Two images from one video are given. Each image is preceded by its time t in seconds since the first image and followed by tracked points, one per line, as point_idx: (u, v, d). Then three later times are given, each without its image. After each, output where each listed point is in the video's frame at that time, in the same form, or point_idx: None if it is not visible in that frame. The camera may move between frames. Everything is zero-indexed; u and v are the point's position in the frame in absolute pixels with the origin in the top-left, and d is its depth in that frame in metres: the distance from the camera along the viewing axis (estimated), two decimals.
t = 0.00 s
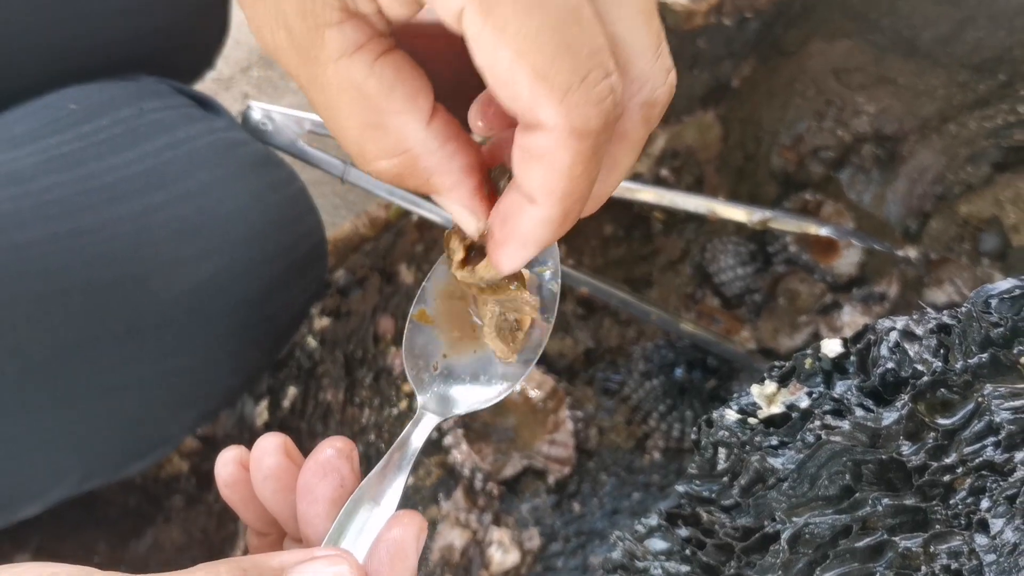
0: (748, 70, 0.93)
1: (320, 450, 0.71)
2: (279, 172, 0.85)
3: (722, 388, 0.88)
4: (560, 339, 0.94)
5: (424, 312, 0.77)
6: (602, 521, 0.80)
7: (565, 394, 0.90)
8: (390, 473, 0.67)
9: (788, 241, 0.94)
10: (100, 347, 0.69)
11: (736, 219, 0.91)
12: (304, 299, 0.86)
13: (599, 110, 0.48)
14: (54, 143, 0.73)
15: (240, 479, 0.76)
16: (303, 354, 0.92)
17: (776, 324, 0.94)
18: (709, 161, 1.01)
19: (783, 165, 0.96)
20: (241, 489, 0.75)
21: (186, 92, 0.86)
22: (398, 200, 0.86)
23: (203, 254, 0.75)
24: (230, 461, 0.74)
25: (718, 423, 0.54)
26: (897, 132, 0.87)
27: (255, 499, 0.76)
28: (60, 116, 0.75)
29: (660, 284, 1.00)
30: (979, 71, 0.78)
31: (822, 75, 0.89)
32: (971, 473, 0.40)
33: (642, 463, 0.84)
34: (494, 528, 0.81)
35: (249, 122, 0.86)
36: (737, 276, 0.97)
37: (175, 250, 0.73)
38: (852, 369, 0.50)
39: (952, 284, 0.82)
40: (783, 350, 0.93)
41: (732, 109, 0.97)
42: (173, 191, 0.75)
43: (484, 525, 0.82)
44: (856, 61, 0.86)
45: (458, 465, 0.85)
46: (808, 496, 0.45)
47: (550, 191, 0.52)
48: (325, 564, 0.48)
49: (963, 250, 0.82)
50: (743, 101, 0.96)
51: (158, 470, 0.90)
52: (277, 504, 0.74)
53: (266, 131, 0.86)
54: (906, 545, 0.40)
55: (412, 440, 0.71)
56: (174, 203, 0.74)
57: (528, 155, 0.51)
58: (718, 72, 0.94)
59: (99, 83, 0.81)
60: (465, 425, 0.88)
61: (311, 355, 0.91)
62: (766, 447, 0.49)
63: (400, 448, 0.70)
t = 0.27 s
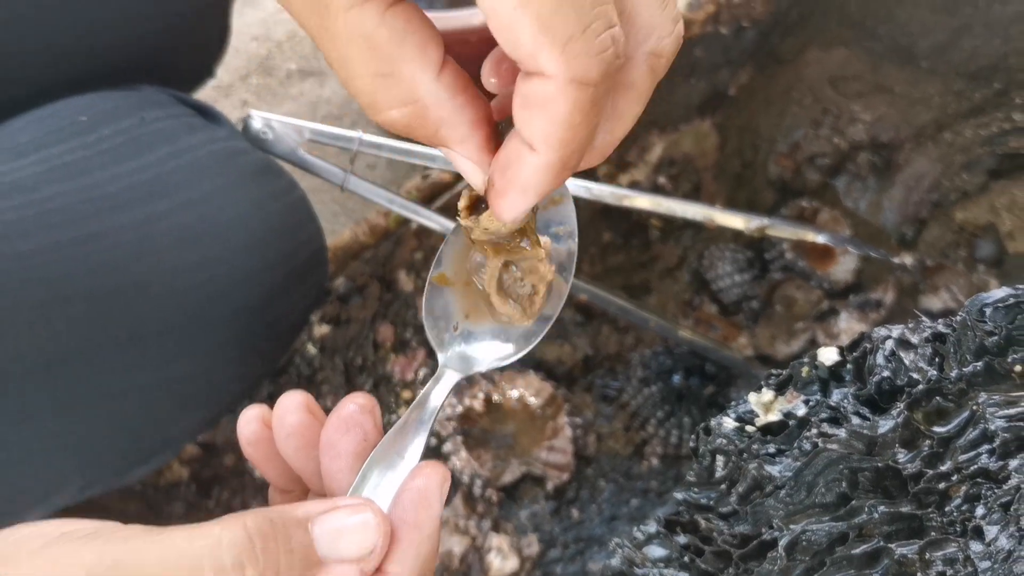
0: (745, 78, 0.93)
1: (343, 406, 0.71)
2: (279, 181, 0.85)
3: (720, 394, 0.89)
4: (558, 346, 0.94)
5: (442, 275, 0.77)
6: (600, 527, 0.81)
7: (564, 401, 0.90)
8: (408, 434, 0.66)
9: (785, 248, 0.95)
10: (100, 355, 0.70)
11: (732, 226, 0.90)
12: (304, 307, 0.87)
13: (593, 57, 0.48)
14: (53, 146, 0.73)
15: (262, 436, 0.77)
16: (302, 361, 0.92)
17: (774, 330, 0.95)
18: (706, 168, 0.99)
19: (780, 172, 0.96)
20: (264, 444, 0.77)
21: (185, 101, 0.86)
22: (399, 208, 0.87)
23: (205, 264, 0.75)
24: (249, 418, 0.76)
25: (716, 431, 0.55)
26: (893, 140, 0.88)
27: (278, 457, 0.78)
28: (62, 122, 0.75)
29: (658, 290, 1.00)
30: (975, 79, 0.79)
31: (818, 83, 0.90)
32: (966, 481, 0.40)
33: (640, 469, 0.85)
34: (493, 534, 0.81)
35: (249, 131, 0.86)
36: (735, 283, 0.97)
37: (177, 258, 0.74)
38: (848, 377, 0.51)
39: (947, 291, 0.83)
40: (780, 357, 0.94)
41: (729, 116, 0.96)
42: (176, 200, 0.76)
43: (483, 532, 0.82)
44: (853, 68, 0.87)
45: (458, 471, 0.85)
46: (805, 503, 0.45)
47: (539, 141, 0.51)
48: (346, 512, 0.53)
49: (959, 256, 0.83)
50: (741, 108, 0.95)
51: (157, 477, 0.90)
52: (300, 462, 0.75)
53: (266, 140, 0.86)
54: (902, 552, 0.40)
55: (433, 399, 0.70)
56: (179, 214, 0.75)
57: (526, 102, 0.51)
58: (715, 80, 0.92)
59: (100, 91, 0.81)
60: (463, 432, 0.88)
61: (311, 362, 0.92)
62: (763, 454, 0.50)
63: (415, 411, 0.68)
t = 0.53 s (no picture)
0: (741, 88, 0.89)
1: (376, 263, 0.74)
2: (278, 191, 0.87)
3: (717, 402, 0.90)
4: (556, 353, 0.94)
5: (457, 148, 0.82)
6: (598, 535, 0.82)
7: (561, 408, 0.90)
8: (435, 301, 0.71)
9: (781, 256, 0.97)
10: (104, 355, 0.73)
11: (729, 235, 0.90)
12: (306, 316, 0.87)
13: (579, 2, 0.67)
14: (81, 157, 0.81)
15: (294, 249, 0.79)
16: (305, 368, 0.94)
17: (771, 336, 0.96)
18: (704, 176, 0.98)
19: (776, 180, 0.98)
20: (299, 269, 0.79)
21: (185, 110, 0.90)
22: (397, 216, 0.87)
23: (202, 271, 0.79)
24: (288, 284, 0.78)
25: (713, 440, 0.55)
26: (888, 148, 0.89)
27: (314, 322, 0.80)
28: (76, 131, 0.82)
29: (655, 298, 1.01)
30: (971, 88, 0.79)
31: (814, 92, 0.90)
32: (960, 490, 0.41)
33: (637, 476, 0.86)
34: (491, 542, 0.81)
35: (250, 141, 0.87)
36: (731, 291, 0.98)
37: (176, 266, 0.78)
38: (843, 387, 0.51)
39: (943, 298, 0.85)
40: (777, 364, 0.94)
41: (723, 126, 0.94)
42: (175, 209, 0.80)
43: (481, 539, 0.81)
44: (847, 79, 0.87)
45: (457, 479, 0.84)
46: (801, 512, 0.46)
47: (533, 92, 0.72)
48: (392, 344, 0.62)
49: (954, 264, 0.86)
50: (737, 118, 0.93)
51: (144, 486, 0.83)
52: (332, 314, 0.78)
53: (266, 149, 0.87)
54: (897, 561, 0.40)
55: (450, 270, 0.73)
56: (173, 217, 0.79)
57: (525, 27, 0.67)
58: (712, 89, 0.89)
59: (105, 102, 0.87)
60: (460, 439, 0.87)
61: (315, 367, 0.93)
62: (759, 464, 0.50)
63: (439, 274, 0.72)
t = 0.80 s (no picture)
0: (739, 95, 0.89)
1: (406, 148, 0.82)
2: (279, 197, 0.88)
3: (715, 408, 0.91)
4: (555, 359, 0.93)
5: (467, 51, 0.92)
6: (596, 541, 0.83)
7: (561, 414, 0.91)
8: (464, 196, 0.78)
9: (779, 263, 0.97)
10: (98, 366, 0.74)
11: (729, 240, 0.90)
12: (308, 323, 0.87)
13: None
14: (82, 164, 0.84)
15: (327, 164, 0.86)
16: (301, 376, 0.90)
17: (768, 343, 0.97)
18: (702, 182, 0.98)
19: (774, 186, 0.99)
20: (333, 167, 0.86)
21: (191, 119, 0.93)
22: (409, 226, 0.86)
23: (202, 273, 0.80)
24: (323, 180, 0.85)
25: (713, 448, 0.55)
26: (885, 155, 0.90)
27: (346, 205, 0.88)
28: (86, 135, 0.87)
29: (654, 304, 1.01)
30: (966, 95, 0.80)
31: (812, 99, 0.90)
32: (959, 497, 0.41)
33: (636, 482, 0.87)
34: (490, 548, 0.80)
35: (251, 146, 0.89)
36: (729, 297, 0.99)
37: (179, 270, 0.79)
38: (842, 394, 0.51)
39: (939, 304, 0.87)
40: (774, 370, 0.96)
41: (722, 133, 0.94)
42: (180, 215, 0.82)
43: (480, 545, 0.80)
44: (844, 86, 0.87)
45: (455, 485, 0.82)
46: (801, 519, 0.46)
47: None
48: (439, 216, 0.65)
49: (951, 271, 0.88)
50: (735, 125, 0.93)
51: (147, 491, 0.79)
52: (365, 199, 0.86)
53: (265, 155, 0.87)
54: (896, 567, 0.40)
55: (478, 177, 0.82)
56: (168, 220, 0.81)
57: None
58: (710, 96, 0.88)
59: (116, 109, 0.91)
60: (458, 445, 0.86)
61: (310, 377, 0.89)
62: (760, 471, 0.50)
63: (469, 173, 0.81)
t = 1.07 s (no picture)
0: (738, 101, 0.89)
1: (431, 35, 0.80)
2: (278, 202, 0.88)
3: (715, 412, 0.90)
4: (554, 363, 0.94)
5: None
6: (595, 547, 0.84)
7: (560, 419, 0.89)
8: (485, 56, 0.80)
9: (778, 268, 0.96)
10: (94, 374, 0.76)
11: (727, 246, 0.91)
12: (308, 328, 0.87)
13: None
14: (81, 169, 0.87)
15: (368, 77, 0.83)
16: (299, 381, 0.87)
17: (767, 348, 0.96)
18: (700, 188, 0.98)
19: (772, 191, 0.98)
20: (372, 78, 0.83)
21: (191, 124, 0.95)
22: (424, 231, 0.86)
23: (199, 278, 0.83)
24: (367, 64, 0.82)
25: (714, 453, 0.55)
26: (884, 161, 0.90)
27: (380, 87, 0.84)
28: (88, 138, 0.90)
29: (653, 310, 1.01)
30: (964, 101, 0.82)
31: (811, 106, 0.90)
32: (961, 504, 0.41)
33: (635, 488, 0.87)
34: (490, 554, 0.81)
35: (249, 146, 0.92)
36: (728, 302, 0.98)
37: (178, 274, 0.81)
38: (844, 400, 0.51)
39: (938, 309, 0.88)
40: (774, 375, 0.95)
41: (721, 139, 0.94)
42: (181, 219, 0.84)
43: (479, 551, 0.81)
44: (843, 91, 0.87)
45: (455, 490, 0.82)
46: (803, 526, 0.46)
47: None
48: (474, 82, 0.67)
49: (950, 276, 0.89)
50: (734, 131, 0.93)
51: (152, 496, 0.84)
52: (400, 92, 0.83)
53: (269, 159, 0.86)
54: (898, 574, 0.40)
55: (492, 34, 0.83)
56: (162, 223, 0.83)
57: None
58: (709, 102, 0.89)
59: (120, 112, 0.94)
60: (458, 450, 0.85)
61: (308, 382, 0.86)
62: (761, 477, 0.50)
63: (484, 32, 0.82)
